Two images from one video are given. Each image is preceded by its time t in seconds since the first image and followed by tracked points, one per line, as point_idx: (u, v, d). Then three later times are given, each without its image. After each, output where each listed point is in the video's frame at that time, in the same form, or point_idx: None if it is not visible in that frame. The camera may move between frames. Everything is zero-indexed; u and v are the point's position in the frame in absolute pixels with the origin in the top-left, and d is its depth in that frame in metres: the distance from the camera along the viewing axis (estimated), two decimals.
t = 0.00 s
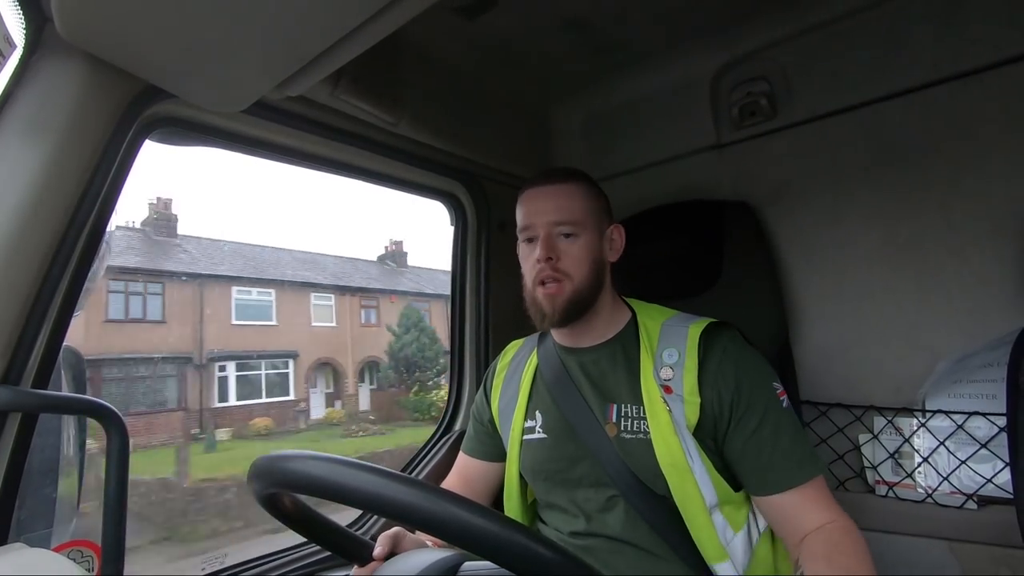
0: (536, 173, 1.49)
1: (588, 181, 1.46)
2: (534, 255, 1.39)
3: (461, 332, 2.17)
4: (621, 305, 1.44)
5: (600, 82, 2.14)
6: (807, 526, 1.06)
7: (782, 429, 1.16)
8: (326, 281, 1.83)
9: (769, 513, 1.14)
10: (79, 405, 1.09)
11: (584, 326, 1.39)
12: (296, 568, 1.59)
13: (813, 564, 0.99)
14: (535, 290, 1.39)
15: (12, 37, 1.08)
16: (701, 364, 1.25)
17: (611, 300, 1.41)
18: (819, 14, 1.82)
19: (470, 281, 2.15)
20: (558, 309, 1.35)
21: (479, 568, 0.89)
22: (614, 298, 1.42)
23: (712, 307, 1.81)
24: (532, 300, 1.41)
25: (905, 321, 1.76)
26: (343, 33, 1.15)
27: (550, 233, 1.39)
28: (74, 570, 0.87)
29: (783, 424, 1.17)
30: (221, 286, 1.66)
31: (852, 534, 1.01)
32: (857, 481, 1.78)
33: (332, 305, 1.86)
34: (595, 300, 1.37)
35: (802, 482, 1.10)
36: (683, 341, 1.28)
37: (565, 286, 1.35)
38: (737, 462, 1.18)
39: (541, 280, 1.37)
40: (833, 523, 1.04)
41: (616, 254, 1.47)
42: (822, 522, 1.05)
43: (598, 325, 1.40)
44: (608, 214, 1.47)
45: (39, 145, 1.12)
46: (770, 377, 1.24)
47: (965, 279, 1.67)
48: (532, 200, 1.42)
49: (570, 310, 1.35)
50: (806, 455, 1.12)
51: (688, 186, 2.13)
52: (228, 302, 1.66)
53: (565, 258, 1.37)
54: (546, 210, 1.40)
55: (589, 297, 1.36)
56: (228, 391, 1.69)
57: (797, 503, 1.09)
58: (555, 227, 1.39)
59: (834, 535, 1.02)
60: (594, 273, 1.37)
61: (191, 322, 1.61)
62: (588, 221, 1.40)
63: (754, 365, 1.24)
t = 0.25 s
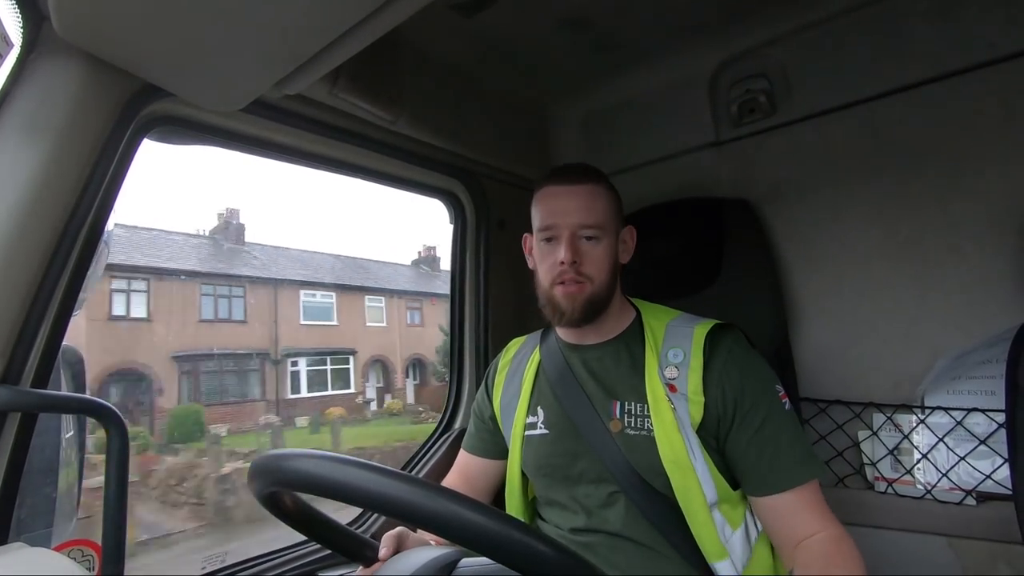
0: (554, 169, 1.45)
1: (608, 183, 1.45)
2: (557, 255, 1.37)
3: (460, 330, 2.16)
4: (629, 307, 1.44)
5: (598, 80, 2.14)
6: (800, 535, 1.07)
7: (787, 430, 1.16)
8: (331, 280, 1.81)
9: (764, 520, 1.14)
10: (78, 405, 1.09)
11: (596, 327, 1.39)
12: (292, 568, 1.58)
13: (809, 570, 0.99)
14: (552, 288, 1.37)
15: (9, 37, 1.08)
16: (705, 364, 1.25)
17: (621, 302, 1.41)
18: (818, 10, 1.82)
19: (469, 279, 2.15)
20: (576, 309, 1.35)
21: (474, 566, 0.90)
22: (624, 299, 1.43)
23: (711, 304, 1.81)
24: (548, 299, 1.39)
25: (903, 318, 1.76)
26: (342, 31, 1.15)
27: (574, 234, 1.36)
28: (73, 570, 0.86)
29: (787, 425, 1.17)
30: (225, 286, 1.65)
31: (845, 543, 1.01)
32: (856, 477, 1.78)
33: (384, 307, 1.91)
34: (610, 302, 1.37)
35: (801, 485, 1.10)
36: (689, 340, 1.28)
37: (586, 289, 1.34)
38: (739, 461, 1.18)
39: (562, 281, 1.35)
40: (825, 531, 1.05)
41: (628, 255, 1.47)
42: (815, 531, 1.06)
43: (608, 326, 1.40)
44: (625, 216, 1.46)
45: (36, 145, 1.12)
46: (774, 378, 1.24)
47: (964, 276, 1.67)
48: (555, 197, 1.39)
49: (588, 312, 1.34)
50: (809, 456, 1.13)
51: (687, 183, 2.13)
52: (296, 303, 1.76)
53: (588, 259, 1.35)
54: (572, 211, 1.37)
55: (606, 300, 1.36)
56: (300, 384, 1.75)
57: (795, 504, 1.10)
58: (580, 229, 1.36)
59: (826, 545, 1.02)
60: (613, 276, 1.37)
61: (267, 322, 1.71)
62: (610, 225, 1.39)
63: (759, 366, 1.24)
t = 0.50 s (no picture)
0: (553, 170, 1.45)
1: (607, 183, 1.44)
2: (553, 257, 1.36)
3: (461, 331, 2.16)
4: (628, 306, 1.44)
5: (598, 81, 2.14)
6: (803, 539, 1.07)
7: (789, 436, 1.16)
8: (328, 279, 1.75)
9: (766, 524, 1.14)
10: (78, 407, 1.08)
11: (593, 328, 1.39)
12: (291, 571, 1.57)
13: None
14: (549, 290, 1.37)
15: (10, 40, 1.08)
16: (707, 369, 1.25)
17: (619, 302, 1.41)
18: (817, 11, 1.82)
19: (469, 280, 2.15)
20: (572, 311, 1.34)
21: (475, 568, 0.90)
22: (622, 299, 1.42)
23: (711, 305, 1.81)
24: (545, 301, 1.39)
25: (904, 318, 1.76)
26: (342, 34, 1.15)
27: (570, 235, 1.36)
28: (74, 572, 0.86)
29: (789, 431, 1.17)
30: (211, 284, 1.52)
31: (849, 548, 1.02)
32: (858, 479, 1.78)
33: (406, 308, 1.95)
34: (607, 302, 1.36)
35: (804, 492, 1.10)
36: (691, 346, 1.28)
37: (582, 290, 1.34)
38: (740, 466, 1.18)
39: (558, 283, 1.34)
40: (829, 536, 1.05)
41: (627, 255, 1.47)
42: (818, 535, 1.06)
43: (606, 326, 1.40)
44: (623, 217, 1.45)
45: (36, 148, 1.12)
46: (777, 384, 1.24)
47: (965, 276, 1.67)
48: (552, 199, 1.39)
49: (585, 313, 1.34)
50: (811, 463, 1.12)
51: (687, 184, 2.13)
52: (353, 305, 1.81)
53: (584, 260, 1.35)
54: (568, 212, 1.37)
55: (603, 301, 1.36)
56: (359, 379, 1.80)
57: (796, 509, 1.10)
58: (576, 230, 1.36)
59: (830, 549, 1.02)
60: (610, 276, 1.36)
61: (330, 323, 1.75)
62: (607, 225, 1.38)
63: (762, 372, 1.24)
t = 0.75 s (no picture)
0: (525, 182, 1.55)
1: (567, 181, 1.51)
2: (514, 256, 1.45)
3: (462, 329, 2.16)
4: (613, 297, 1.44)
5: (600, 80, 2.14)
6: (799, 536, 1.07)
7: (785, 434, 1.16)
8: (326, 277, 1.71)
9: (762, 522, 1.14)
10: (79, 404, 1.09)
11: (570, 320, 1.41)
12: (290, 569, 1.57)
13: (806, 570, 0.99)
14: (518, 289, 1.45)
15: (12, 36, 1.08)
16: (703, 367, 1.24)
17: (596, 291, 1.42)
18: (820, 11, 1.82)
19: (471, 279, 2.16)
20: (537, 302, 1.39)
21: (478, 566, 0.90)
22: (601, 289, 1.42)
23: (711, 304, 1.81)
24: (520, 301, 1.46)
25: (904, 318, 1.76)
26: (343, 32, 1.15)
27: (526, 233, 1.44)
28: (75, 569, 0.87)
29: (785, 428, 1.17)
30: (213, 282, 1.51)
31: (845, 543, 1.02)
32: (858, 479, 1.78)
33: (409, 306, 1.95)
34: (574, 290, 1.39)
35: (801, 489, 1.10)
36: (686, 344, 1.27)
37: (540, 281, 1.39)
38: (736, 465, 1.18)
39: (519, 280, 1.42)
40: (825, 533, 1.05)
41: (606, 247, 1.49)
42: (814, 532, 1.06)
43: (584, 317, 1.41)
44: (592, 210, 1.49)
45: (38, 145, 1.13)
46: (773, 382, 1.23)
47: (966, 277, 1.66)
48: (513, 205, 1.50)
49: (551, 302, 1.38)
50: (808, 460, 1.12)
51: (688, 184, 2.13)
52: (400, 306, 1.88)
53: (539, 253, 1.41)
54: (521, 213, 1.46)
55: (568, 288, 1.38)
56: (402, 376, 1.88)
57: (793, 506, 1.10)
58: (531, 227, 1.44)
59: (827, 544, 1.03)
60: (572, 265, 1.40)
61: (328, 323, 1.70)
62: (563, 217, 1.44)
63: (758, 370, 1.23)
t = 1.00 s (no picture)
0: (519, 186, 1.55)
1: (557, 182, 1.51)
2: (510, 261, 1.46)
3: (462, 329, 2.16)
4: (609, 295, 1.43)
5: (601, 80, 2.14)
6: (797, 533, 1.07)
7: (783, 431, 1.16)
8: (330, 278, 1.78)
9: (759, 521, 1.14)
10: (78, 402, 1.09)
11: (569, 321, 1.41)
12: (288, 568, 1.57)
13: (804, 571, 0.99)
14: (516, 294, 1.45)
15: (12, 35, 1.08)
16: (701, 366, 1.24)
17: (592, 290, 1.42)
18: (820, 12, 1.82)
19: (471, 279, 2.16)
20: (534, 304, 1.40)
21: (479, 567, 0.90)
22: (597, 287, 1.42)
23: (711, 305, 1.81)
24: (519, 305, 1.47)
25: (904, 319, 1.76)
26: (343, 31, 1.15)
27: (519, 237, 1.45)
28: (76, 568, 0.87)
29: (782, 425, 1.17)
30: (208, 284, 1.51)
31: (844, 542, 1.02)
32: (858, 480, 1.78)
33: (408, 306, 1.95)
34: (571, 290, 1.38)
35: (799, 487, 1.10)
36: (684, 342, 1.27)
37: (535, 283, 1.40)
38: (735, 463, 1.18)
39: (516, 284, 1.43)
40: (823, 531, 1.05)
41: (601, 245, 1.48)
42: (812, 530, 1.06)
43: (582, 316, 1.41)
44: (584, 209, 1.50)
45: (38, 144, 1.13)
46: (771, 379, 1.23)
47: (966, 278, 1.66)
48: (506, 210, 1.50)
49: (548, 302, 1.38)
50: (806, 458, 1.12)
51: (688, 184, 2.13)
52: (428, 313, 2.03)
53: (533, 256, 1.42)
54: (513, 217, 1.47)
55: (564, 288, 1.38)
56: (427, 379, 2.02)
57: (793, 503, 1.10)
58: (523, 231, 1.45)
59: (826, 543, 1.03)
60: (565, 264, 1.40)
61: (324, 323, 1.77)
62: (553, 218, 1.44)
63: (755, 367, 1.24)
